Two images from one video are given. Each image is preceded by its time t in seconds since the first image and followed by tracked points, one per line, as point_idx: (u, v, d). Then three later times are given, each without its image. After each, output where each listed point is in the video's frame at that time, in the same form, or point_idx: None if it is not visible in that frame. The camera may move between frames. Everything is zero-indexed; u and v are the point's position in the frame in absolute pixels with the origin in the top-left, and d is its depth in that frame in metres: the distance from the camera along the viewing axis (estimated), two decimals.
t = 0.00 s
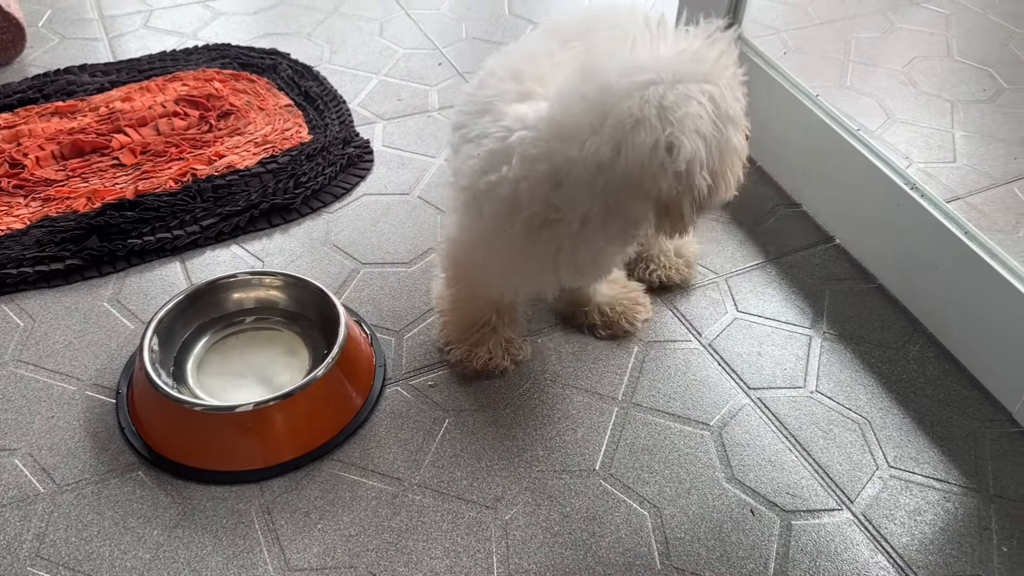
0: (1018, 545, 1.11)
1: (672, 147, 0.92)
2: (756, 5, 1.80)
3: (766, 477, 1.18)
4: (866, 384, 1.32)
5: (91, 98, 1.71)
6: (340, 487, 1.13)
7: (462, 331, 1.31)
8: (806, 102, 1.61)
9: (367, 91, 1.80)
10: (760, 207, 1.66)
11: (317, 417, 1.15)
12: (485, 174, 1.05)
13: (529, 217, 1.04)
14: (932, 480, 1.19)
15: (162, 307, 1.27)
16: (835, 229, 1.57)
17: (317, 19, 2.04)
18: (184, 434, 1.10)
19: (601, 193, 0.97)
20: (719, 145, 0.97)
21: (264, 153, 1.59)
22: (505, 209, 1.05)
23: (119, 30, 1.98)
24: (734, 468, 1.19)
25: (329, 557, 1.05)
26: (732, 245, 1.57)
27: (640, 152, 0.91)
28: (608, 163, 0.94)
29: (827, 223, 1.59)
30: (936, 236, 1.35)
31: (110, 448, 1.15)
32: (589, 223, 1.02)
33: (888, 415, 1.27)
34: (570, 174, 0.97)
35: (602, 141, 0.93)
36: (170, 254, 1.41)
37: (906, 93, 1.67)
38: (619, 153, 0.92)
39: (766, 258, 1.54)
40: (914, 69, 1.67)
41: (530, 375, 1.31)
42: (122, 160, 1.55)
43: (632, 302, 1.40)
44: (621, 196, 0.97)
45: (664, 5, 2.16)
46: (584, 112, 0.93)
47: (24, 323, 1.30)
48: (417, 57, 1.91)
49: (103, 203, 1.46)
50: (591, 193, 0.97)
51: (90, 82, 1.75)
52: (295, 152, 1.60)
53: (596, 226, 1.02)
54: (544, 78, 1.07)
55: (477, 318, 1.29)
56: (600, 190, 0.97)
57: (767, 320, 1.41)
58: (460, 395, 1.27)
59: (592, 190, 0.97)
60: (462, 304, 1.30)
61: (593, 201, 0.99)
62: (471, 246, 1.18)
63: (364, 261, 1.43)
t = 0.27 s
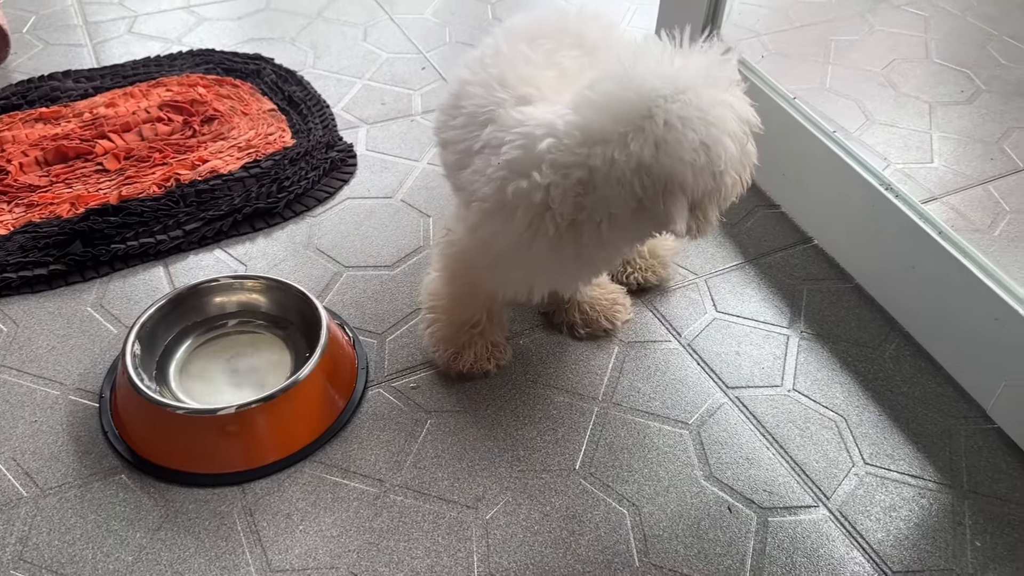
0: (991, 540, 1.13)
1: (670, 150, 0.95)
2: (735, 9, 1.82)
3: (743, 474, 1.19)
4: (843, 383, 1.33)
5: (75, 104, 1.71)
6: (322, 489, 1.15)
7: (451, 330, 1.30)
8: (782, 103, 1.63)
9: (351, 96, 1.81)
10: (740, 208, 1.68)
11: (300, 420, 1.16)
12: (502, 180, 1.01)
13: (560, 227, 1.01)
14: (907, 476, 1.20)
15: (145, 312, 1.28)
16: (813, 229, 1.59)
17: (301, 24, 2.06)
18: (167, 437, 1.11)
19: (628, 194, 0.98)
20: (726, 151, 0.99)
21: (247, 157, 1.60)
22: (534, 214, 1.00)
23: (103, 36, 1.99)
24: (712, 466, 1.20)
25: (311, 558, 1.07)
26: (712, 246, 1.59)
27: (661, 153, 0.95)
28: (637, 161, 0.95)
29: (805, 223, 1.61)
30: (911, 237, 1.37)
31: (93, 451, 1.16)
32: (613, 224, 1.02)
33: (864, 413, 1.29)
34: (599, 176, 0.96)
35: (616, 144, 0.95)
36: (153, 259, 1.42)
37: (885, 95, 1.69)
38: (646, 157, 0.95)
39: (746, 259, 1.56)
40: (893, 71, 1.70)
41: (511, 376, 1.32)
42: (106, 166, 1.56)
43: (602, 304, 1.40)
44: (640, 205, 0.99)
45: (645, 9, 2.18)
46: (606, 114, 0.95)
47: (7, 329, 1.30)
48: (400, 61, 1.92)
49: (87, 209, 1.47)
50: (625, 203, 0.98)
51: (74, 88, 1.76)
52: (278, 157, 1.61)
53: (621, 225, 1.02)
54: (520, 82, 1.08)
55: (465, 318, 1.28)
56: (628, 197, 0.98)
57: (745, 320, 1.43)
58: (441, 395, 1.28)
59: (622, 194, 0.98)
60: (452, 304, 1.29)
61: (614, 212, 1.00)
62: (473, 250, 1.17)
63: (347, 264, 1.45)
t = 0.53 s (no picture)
0: (978, 543, 1.14)
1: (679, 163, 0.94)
2: (724, 16, 1.85)
3: (734, 480, 1.21)
4: (832, 388, 1.35)
5: (68, 112, 1.72)
6: (316, 496, 1.15)
7: (445, 337, 1.31)
8: (770, 110, 1.65)
9: (344, 103, 1.82)
10: (730, 214, 1.69)
11: (294, 427, 1.16)
12: (500, 184, 1.00)
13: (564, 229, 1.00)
14: (896, 480, 1.22)
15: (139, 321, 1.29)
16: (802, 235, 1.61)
17: (293, 31, 2.07)
18: (162, 446, 1.11)
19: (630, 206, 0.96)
20: (727, 160, 0.99)
21: (240, 165, 1.61)
22: (530, 219, 0.99)
23: (95, 44, 1.99)
24: (703, 471, 1.22)
25: (306, 566, 1.07)
26: (703, 252, 1.61)
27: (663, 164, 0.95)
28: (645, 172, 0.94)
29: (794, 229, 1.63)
30: (898, 242, 1.39)
31: (87, 460, 1.17)
32: (613, 233, 0.99)
33: (853, 417, 1.31)
34: (604, 185, 0.94)
35: (622, 153, 0.94)
36: (147, 268, 1.43)
37: (873, 101, 1.70)
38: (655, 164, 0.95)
39: (736, 265, 1.57)
40: (881, 77, 1.71)
41: (504, 383, 1.33)
42: (99, 174, 1.56)
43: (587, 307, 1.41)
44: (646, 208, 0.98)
45: (635, 16, 2.20)
46: (611, 124, 0.94)
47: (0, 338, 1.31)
48: (393, 69, 1.93)
49: (80, 218, 1.47)
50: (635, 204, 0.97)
51: (67, 96, 1.76)
52: (271, 165, 1.62)
53: (621, 234, 0.99)
54: (511, 91, 1.08)
55: (459, 326, 1.29)
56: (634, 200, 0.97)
57: (736, 326, 1.44)
58: (435, 402, 1.29)
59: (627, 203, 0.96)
60: (446, 311, 1.29)
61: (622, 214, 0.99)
62: (471, 254, 1.16)
63: (340, 272, 1.45)
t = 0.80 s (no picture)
0: (976, 545, 1.15)
1: (700, 182, 0.88)
2: (721, 21, 1.84)
3: (734, 483, 1.21)
4: (831, 392, 1.36)
5: (66, 118, 1.72)
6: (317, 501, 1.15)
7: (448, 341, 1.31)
8: (767, 115, 1.65)
9: (342, 108, 1.82)
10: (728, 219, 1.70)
11: (294, 433, 1.16)
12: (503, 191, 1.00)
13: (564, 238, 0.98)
14: (895, 484, 1.23)
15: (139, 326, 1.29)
16: (801, 239, 1.61)
17: (291, 36, 2.07)
18: (164, 452, 1.11)
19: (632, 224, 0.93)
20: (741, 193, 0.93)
21: (239, 170, 1.61)
22: (532, 226, 0.98)
23: (93, 49, 1.99)
24: (703, 475, 1.22)
25: (308, 571, 1.07)
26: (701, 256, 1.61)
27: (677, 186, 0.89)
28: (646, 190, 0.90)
29: (792, 234, 1.63)
30: (894, 247, 1.40)
31: (89, 466, 1.17)
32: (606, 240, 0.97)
33: (851, 421, 1.31)
34: (603, 189, 0.91)
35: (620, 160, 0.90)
36: (146, 273, 1.43)
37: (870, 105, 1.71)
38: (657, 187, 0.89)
39: (734, 269, 1.58)
40: (877, 82, 1.73)
41: (504, 387, 1.34)
42: (98, 180, 1.56)
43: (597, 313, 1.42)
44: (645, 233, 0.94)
45: (632, 21, 2.21)
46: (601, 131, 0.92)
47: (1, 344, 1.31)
48: (391, 74, 1.94)
49: (79, 223, 1.47)
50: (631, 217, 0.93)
51: (65, 102, 1.76)
52: (270, 170, 1.62)
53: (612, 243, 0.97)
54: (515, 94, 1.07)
55: (460, 330, 1.29)
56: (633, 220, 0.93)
57: (734, 330, 1.45)
58: (435, 407, 1.29)
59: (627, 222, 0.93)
60: (446, 315, 1.29)
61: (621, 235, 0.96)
62: (473, 260, 1.16)
63: (340, 277, 1.46)
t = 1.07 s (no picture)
0: (978, 550, 1.15)
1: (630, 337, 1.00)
2: (721, 26, 1.84)
3: (736, 488, 1.21)
4: (833, 396, 1.36)
5: (67, 121, 1.71)
6: (320, 506, 1.15)
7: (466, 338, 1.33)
8: (768, 120, 1.66)
9: (343, 112, 1.82)
10: (729, 223, 1.70)
11: (296, 437, 1.16)
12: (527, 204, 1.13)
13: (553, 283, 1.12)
14: (897, 489, 1.23)
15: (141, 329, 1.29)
16: (802, 244, 1.62)
17: (291, 40, 2.07)
18: (166, 457, 1.11)
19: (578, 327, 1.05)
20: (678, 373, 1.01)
21: (240, 174, 1.61)
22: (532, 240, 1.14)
23: (93, 52, 1.99)
24: (705, 480, 1.22)
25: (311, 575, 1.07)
26: (702, 261, 1.61)
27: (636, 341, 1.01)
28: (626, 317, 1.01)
29: (794, 238, 1.64)
30: (895, 252, 1.40)
31: (90, 470, 1.16)
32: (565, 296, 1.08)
33: (853, 426, 1.32)
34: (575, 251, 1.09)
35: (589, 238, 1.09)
36: (148, 276, 1.42)
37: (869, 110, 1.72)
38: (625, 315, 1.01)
39: (735, 274, 1.58)
40: (876, 87, 1.73)
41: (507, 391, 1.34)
42: (99, 183, 1.56)
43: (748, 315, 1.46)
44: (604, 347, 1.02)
45: (632, 26, 2.21)
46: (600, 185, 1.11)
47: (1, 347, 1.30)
48: (391, 77, 1.94)
49: (81, 226, 1.47)
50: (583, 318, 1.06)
51: (66, 105, 1.76)
52: (271, 173, 1.62)
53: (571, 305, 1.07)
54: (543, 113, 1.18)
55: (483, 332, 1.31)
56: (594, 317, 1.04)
57: (736, 335, 1.45)
58: (436, 412, 1.29)
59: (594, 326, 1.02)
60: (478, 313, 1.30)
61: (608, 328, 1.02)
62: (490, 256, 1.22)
63: (341, 280, 1.46)
